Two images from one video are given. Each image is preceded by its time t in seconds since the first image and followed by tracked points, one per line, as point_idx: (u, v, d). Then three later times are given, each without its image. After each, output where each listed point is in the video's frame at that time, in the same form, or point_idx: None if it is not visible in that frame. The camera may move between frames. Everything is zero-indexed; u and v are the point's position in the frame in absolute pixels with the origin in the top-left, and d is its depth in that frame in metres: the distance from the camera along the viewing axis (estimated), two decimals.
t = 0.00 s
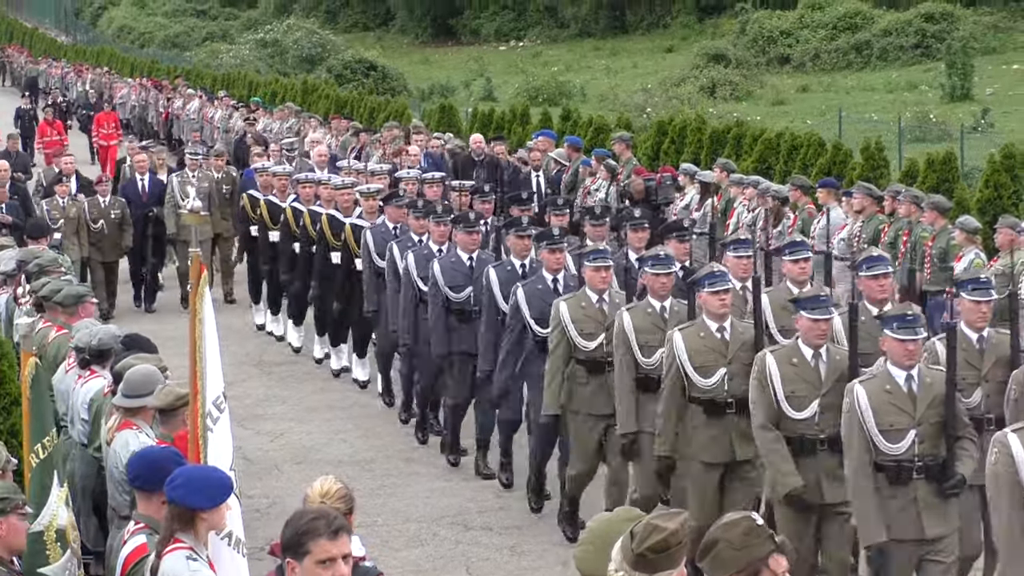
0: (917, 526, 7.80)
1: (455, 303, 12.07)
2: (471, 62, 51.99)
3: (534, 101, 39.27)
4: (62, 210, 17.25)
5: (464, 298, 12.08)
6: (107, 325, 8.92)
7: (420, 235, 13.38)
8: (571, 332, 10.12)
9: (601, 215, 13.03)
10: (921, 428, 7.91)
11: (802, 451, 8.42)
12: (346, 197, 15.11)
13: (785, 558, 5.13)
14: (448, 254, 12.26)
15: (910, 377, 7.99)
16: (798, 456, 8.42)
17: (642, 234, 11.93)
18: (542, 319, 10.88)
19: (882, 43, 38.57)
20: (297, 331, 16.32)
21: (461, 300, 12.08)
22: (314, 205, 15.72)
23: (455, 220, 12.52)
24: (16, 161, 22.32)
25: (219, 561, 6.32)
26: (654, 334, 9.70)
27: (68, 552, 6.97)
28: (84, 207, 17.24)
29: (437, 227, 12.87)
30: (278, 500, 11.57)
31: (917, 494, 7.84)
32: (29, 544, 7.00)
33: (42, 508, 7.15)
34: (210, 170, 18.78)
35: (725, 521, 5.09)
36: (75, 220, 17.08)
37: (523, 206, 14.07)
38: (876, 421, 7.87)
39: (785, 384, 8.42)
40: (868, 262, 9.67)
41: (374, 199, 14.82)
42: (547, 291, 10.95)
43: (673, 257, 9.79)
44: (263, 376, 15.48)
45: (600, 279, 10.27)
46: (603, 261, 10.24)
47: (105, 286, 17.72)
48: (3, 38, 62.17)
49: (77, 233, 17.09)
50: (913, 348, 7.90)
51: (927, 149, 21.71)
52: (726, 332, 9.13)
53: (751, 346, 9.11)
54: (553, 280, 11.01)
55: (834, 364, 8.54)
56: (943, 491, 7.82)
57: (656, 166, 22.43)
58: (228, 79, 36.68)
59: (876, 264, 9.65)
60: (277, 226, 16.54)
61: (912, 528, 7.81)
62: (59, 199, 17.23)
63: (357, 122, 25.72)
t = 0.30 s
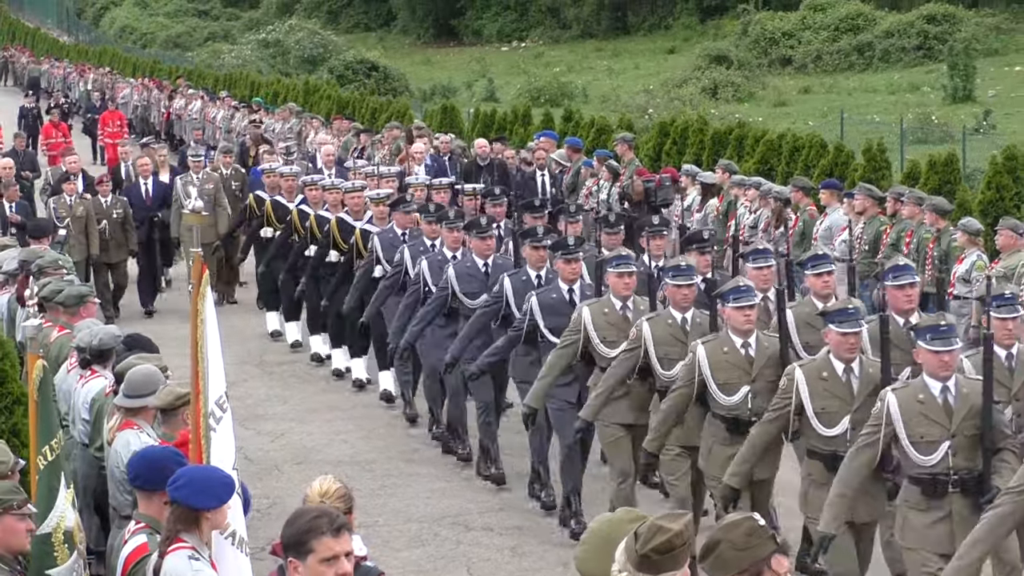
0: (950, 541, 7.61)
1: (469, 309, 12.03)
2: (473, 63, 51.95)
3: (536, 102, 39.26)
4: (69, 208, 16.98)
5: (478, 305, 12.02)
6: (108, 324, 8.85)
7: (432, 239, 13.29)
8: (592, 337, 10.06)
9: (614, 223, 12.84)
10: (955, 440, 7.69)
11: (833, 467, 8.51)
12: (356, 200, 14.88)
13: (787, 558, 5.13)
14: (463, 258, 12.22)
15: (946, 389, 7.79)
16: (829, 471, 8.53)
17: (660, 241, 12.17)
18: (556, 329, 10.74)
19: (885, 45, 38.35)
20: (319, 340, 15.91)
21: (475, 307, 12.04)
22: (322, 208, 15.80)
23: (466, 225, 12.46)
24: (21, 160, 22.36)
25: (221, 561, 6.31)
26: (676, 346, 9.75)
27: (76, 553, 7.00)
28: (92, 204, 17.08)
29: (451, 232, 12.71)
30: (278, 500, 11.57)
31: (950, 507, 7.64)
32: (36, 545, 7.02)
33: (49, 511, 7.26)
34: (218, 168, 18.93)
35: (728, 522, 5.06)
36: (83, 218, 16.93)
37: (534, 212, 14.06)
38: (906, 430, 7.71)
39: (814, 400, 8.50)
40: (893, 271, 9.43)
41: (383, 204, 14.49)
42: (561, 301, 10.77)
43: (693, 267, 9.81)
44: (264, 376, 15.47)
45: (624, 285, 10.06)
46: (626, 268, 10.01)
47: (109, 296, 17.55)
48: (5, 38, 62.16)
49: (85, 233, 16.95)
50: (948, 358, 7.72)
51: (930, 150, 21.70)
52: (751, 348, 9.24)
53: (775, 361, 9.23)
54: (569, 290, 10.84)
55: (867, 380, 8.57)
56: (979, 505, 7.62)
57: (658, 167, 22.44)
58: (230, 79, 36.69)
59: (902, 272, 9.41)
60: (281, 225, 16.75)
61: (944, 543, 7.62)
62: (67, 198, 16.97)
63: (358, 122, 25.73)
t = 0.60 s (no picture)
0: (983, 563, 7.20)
1: (484, 313, 11.68)
2: (477, 64, 51.95)
3: (540, 104, 39.27)
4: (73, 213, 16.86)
5: (494, 308, 11.71)
6: (111, 323, 8.82)
7: (441, 241, 13.13)
8: (613, 343, 9.72)
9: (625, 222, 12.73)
10: (984, 459, 7.27)
11: (861, 478, 7.77)
12: (364, 202, 14.72)
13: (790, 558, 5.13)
14: (476, 263, 11.99)
15: (971, 406, 7.34)
16: (855, 483, 7.78)
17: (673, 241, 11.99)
18: (571, 329, 10.35)
19: (889, 47, 38.17)
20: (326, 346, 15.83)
21: (491, 310, 11.71)
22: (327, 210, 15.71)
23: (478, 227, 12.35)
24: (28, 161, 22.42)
25: (224, 559, 6.30)
26: (691, 350, 9.24)
27: (82, 554, 7.21)
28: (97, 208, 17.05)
29: (461, 234, 12.71)
30: (282, 501, 11.58)
31: (982, 528, 7.23)
32: (44, 548, 7.24)
33: (56, 511, 7.37)
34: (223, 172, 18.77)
35: (730, 523, 5.08)
36: (89, 223, 16.80)
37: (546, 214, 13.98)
38: (934, 451, 7.23)
39: (838, 411, 7.82)
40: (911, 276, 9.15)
41: (391, 204, 14.41)
42: (576, 301, 10.50)
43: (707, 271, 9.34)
44: (268, 376, 15.49)
45: (641, 288, 9.78)
46: (643, 268, 9.75)
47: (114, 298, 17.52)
48: (11, 38, 62.18)
49: (92, 238, 16.86)
50: (973, 374, 7.27)
51: (934, 152, 21.69)
52: (770, 348, 8.59)
53: (796, 362, 8.55)
54: (581, 289, 10.60)
55: (890, 387, 7.91)
56: (1011, 525, 7.22)
57: (663, 168, 22.47)
58: (235, 79, 36.72)
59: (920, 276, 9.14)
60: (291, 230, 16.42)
61: (976, 566, 7.20)
62: (71, 203, 16.85)
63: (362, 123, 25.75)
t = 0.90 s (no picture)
0: None
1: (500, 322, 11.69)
2: (481, 64, 51.89)
3: (544, 105, 39.25)
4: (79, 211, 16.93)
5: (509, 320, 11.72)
6: (115, 323, 8.82)
7: (455, 249, 12.99)
8: (636, 356, 9.53)
9: (646, 231, 12.52)
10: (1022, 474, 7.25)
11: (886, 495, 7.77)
12: (376, 207, 14.42)
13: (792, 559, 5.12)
14: (493, 270, 11.91)
15: (1011, 419, 7.30)
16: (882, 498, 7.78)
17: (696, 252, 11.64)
18: (594, 345, 10.09)
19: (893, 49, 38.17)
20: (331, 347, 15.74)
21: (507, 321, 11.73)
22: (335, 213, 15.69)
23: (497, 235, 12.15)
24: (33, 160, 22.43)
25: (226, 561, 6.29)
26: (711, 364, 9.12)
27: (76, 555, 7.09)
28: (103, 208, 17.08)
29: (479, 243, 12.43)
30: (285, 501, 11.57)
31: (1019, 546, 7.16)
32: (39, 547, 7.19)
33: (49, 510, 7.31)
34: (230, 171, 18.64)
35: (732, 524, 5.07)
36: (95, 221, 16.85)
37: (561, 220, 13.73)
38: (973, 464, 7.21)
39: (871, 426, 7.76)
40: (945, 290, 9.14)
41: (404, 210, 14.18)
42: (600, 316, 10.22)
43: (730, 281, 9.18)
44: (271, 376, 15.50)
45: (665, 301, 9.57)
46: (668, 280, 9.55)
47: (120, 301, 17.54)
48: (15, 37, 62.13)
49: (98, 236, 16.90)
50: (1014, 388, 7.24)
51: (937, 155, 21.67)
52: (800, 369, 8.47)
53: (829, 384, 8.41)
54: (604, 304, 10.30)
55: (922, 405, 7.81)
56: None
57: (666, 170, 22.47)
58: (239, 79, 36.72)
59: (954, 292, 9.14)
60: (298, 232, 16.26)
61: None
62: (78, 202, 16.91)
63: (366, 123, 25.76)
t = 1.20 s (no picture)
0: None
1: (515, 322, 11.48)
2: (483, 65, 51.94)
3: (545, 106, 39.25)
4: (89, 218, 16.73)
5: (524, 319, 11.49)
6: (116, 325, 8.85)
7: (472, 248, 12.78)
8: (654, 354, 9.48)
9: (666, 229, 12.53)
10: None
11: (925, 503, 7.67)
12: (388, 206, 14.36)
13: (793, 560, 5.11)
14: (509, 269, 11.65)
15: None
16: (921, 509, 7.69)
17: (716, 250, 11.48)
18: (616, 341, 10.12)
19: (894, 50, 38.18)
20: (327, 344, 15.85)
21: (522, 320, 11.50)
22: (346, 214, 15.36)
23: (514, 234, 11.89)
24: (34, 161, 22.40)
25: (227, 562, 6.29)
26: (733, 364, 9.03)
27: (73, 556, 7.10)
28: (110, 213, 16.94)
29: (493, 240, 12.29)
30: (286, 502, 11.57)
31: None
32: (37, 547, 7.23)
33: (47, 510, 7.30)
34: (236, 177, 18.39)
35: (732, 525, 5.07)
36: (103, 228, 16.73)
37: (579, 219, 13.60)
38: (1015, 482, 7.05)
39: (905, 431, 7.69)
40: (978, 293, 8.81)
41: (414, 210, 14.02)
42: (621, 312, 10.19)
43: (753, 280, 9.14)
44: (272, 377, 15.50)
45: (688, 300, 9.52)
46: (692, 280, 9.50)
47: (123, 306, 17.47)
48: (16, 39, 62.07)
49: (105, 242, 16.78)
50: None
51: (939, 156, 21.66)
52: (830, 366, 8.46)
53: (856, 380, 8.39)
54: (628, 300, 10.26)
55: (959, 409, 7.77)
56: None
57: (668, 171, 22.47)
58: (240, 80, 36.72)
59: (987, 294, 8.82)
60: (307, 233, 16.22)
61: None
62: (87, 207, 16.74)
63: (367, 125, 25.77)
